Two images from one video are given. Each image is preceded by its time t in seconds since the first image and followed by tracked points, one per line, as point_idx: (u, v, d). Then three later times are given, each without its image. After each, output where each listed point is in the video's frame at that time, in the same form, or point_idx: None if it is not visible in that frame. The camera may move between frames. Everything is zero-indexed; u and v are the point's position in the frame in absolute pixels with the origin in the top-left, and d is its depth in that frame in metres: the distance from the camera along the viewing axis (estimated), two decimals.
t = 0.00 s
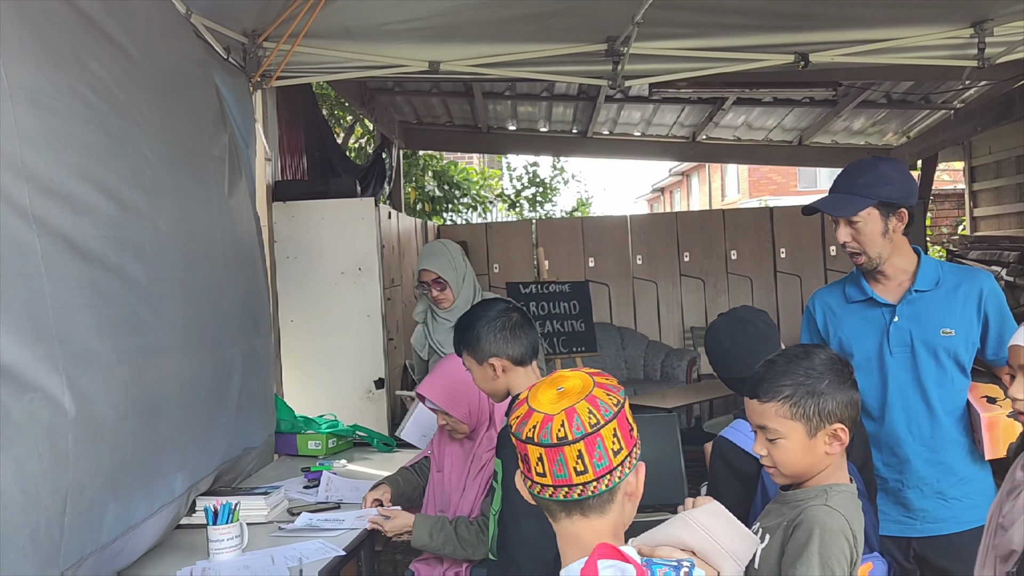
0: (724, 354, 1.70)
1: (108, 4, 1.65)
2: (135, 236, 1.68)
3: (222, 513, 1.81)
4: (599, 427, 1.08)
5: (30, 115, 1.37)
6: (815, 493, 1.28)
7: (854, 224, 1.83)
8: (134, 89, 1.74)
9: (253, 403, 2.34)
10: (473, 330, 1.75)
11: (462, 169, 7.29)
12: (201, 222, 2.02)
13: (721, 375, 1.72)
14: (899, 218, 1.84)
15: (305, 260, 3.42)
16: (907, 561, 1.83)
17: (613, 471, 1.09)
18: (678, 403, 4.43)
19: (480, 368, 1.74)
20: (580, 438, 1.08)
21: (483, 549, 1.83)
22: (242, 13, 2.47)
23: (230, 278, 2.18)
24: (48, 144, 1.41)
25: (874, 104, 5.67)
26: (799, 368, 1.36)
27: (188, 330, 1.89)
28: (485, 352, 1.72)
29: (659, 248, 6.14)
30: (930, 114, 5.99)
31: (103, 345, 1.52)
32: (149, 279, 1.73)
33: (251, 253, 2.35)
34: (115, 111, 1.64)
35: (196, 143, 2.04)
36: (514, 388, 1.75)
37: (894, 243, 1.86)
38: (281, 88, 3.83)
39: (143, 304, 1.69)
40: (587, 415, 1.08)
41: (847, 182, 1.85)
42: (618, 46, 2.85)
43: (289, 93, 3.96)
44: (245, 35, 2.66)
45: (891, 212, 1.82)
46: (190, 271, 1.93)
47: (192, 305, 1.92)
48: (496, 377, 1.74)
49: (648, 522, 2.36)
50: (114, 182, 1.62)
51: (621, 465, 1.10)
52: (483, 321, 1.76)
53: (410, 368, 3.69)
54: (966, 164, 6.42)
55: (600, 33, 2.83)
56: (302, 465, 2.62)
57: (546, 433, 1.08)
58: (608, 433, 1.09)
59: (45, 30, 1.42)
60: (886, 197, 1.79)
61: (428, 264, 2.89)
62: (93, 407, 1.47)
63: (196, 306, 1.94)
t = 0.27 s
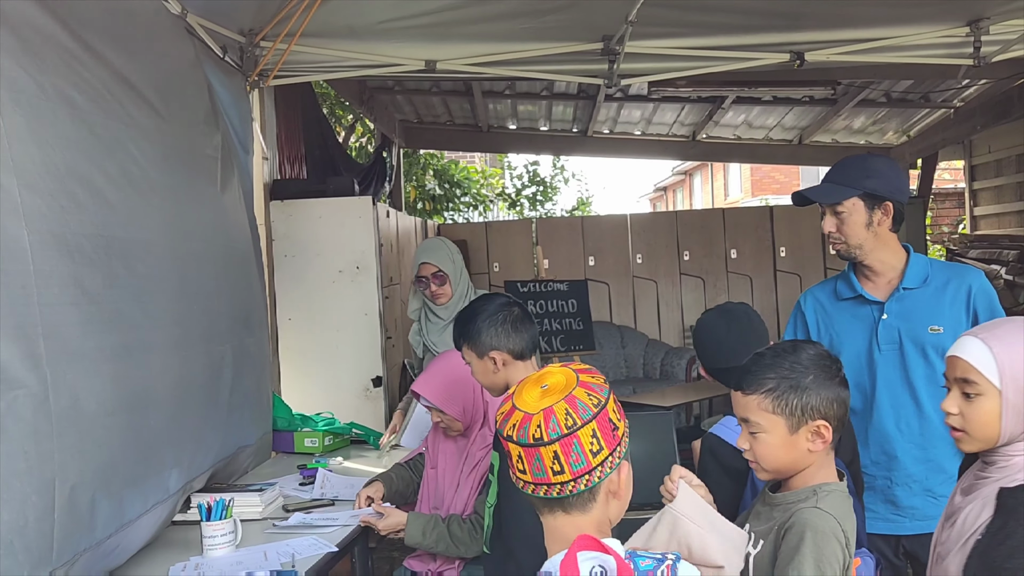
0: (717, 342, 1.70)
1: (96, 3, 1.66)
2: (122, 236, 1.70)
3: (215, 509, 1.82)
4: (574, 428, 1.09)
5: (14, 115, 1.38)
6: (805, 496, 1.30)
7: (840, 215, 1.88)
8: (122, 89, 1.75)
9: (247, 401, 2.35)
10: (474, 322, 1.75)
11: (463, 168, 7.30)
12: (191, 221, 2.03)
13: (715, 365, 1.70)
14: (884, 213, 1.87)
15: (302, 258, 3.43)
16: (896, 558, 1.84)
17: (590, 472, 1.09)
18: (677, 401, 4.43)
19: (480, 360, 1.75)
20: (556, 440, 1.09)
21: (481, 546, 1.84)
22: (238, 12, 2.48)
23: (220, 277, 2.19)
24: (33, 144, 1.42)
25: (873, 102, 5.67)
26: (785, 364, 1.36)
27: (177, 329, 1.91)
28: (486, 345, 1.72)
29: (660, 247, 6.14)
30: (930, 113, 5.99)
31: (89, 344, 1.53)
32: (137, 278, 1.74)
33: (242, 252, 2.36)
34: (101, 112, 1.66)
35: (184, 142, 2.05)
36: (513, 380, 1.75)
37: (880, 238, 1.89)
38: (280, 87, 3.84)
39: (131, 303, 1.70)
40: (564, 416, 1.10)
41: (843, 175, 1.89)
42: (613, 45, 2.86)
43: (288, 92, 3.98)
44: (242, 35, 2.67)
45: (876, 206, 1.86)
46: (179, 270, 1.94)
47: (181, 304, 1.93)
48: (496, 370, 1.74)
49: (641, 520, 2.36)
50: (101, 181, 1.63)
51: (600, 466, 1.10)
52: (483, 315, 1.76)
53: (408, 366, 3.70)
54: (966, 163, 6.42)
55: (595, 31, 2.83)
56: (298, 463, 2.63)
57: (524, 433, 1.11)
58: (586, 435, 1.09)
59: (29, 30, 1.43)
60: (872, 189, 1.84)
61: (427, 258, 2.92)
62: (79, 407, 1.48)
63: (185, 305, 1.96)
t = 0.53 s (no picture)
0: (709, 329, 1.71)
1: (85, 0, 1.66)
2: (112, 232, 1.71)
3: (208, 506, 1.84)
4: (576, 420, 1.09)
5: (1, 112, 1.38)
6: (808, 496, 1.28)
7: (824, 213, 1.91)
8: (112, 86, 1.76)
9: (240, 398, 2.36)
10: (469, 315, 1.75)
11: (461, 167, 7.30)
12: (182, 217, 2.04)
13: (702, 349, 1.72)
14: (867, 210, 1.89)
15: (298, 256, 3.44)
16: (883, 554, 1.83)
17: (588, 462, 1.10)
18: (674, 399, 4.44)
19: (474, 354, 1.75)
20: (557, 431, 1.09)
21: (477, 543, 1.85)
22: (232, 11, 2.49)
23: (211, 274, 2.20)
24: (21, 141, 1.43)
25: (871, 101, 5.67)
26: (773, 358, 1.36)
27: (169, 325, 1.92)
28: (479, 339, 1.73)
29: (658, 245, 6.15)
30: (928, 112, 5.99)
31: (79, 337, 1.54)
32: (128, 273, 1.75)
33: (234, 249, 2.37)
34: (90, 109, 1.67)
35: (175, 140, 2.06)
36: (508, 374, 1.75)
37: (864, 236, 1.91)
38: (277, 85, 3.85)
39: (122, 299, 1.71)
40: (565, 408, 1.09)
41: (830, 174, 1.91)
42: (607, 43, 2.87)
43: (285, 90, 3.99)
44: (238, 33, 2.67)
45: (859, 203, 1.89)
46: (171, 266, 1.95)
47: (173, 300, 1.94)
48: (490, 363, 1.74)
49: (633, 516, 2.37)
50: (91, 178, 1.64)
51: (597, 455, 1.11)
52: (478, 308, 1.76)
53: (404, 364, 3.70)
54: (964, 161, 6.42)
55: (590, 29, 2.84)
56: (293, 459, 2.64)
57: (524, 425, 1.09)
58: (585, 426, 1.10)
59: (18, 28, 1.44)
60: (853, 186, 1.86)
61: (430, 248, 2.99)
62: (70, 399, 1.49)
63: (177, 300, 1.97)
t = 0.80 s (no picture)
0: (697, 321, 1.73)
1: None
2: (102, 227, 1.71)
3: (200, 498, 1.83)
4: (568, 407, 1.09)
5: None
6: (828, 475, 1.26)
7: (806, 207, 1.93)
8: (101, 82, 1.77)
9: (235, 392, 2.37)
10: (465, 309, 1.75)
11: (459, 164, 7.31)
12: (173, 212, 2.04)
13: (692, 337, 1.74)
14: (851, 204, 1.91)
15: (294, 252, 3.44)
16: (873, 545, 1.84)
17: (579, 449, 1.11)
18: (670, 396, 4.45)
19: (469, 348, 1.75)
20: (549, 419, 1.09)
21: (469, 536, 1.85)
22: (227, 7, 2.49)
23: (204, 270, 2.21)
24: (11, 135, 1.43)
25: (868, 99, 5.68)
26: (800, 347, 1.31)
27: (161, 320, 1.92)
28: (475, 332, 1.73)
29: (655, 243, 6.15)
30: (925, 110, 6.00)
31: (69, 330, 1.55)
32: (118, 268, 1.76)
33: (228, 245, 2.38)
34: (81, 104, 1.67)
35: (167, 136, 2.06)
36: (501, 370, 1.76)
37: (847, 229, 1.94)
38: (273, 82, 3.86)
39: (112, 294, 1.72)
40: (557, 396, 1.10)
41: (814, 170, 1.93)
42: (602, 40, 2.87)
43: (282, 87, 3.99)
44: (233, 29, 2.67)
45: (842, 197, 1.90)
46: (161, 262, 1.95)
47: (164, 295, 1.95)
48: (484, 358, 1.74)
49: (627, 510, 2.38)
50: (81, 173, 1.65)
51: (587, 443, 1.12)
52: (473, 303, 1.76)
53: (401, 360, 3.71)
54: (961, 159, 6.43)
55: (585, 26, 2.84)
56: (288, 454, 2.65)
57: (517, 413, 1.09)
58: (577, 414, 1.11)
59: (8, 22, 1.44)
60: (836, 181, 1.88)
61: (431, 241, 2.96)
62: (60, 391, 1.50)
63: (168, 296, 1.97)
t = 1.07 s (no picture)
0: (686, 317, 1.72)
1: None
2: (90, 226, 1.72)
3: (194, 498, 1.84)
4: (559, 407, 1.10)
5: None
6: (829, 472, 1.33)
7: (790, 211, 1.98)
8: (90, 82, 1.77)
9: (227, 393, 2.37)
10: (463, 308, 1.74)
11: (457, 164, 7.31)
12: (162, 212, 2.04)
13: (678, 334, 1.71)
14: (832, 206, 1.96)
15: (289, 252, 3.44)
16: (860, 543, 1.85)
17: (569, 448, 1.12)
18: (666, 395, 4.45)
19: (465, 349, 1.75)
20: (540, 418, 1.09)
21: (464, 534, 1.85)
22: (221, 7, 2.49)
23: (196, 269, 2.21)
24: None
25: (864, 98, 5.69)
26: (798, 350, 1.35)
27: (150, 319, 1.93)
28: (471, 334, 1.73)
29: (652, 242, 6.16)
30: (921, 109, 6.01)
31: (58, 329, 1.56)
32: (106, 268, 1.76)
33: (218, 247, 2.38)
34: (69, 104, 1.68)
35: (157, 135, 2.07)
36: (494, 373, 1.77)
37: (831, 230, 1.99)
38: (269, 81, 3.86)
39: (101, 294, 1.72)
40: (549, 395, 1.10)
41: (795, 172, 1.97)
42: (596, 39, 2.88)
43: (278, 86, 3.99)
44: (228, 29, 2.67)
45: (823, 200, 1.96)
46: (151, 261, 1.96)
47: (154, 294, 1.95)
48: (480, 360, 1.74)
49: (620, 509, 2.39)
50: (68, 173, 1.65)
51: (577, 442, 1.13)
52: (470, 303, 1.75)
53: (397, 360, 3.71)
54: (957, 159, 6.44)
55: (579, 26, 2.85)
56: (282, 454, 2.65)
57: (508, 411, 1.09)
58: (568, 413, 1.11)
59: None
60: (816, 185, 1.93)
61: (432, 239, 2.99)
62: (49, 389, 1.51)
63: (158, 295, 1.97)
